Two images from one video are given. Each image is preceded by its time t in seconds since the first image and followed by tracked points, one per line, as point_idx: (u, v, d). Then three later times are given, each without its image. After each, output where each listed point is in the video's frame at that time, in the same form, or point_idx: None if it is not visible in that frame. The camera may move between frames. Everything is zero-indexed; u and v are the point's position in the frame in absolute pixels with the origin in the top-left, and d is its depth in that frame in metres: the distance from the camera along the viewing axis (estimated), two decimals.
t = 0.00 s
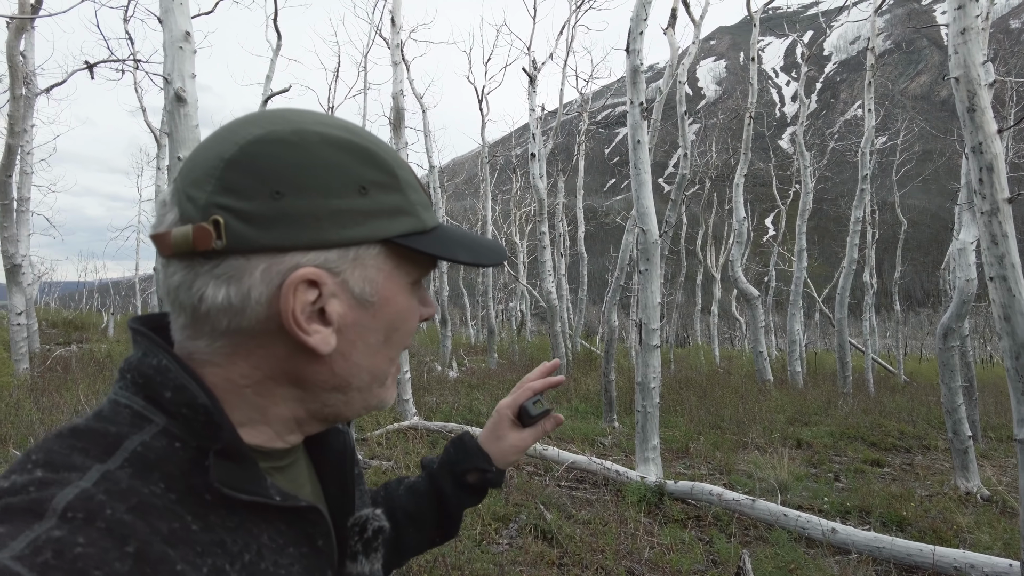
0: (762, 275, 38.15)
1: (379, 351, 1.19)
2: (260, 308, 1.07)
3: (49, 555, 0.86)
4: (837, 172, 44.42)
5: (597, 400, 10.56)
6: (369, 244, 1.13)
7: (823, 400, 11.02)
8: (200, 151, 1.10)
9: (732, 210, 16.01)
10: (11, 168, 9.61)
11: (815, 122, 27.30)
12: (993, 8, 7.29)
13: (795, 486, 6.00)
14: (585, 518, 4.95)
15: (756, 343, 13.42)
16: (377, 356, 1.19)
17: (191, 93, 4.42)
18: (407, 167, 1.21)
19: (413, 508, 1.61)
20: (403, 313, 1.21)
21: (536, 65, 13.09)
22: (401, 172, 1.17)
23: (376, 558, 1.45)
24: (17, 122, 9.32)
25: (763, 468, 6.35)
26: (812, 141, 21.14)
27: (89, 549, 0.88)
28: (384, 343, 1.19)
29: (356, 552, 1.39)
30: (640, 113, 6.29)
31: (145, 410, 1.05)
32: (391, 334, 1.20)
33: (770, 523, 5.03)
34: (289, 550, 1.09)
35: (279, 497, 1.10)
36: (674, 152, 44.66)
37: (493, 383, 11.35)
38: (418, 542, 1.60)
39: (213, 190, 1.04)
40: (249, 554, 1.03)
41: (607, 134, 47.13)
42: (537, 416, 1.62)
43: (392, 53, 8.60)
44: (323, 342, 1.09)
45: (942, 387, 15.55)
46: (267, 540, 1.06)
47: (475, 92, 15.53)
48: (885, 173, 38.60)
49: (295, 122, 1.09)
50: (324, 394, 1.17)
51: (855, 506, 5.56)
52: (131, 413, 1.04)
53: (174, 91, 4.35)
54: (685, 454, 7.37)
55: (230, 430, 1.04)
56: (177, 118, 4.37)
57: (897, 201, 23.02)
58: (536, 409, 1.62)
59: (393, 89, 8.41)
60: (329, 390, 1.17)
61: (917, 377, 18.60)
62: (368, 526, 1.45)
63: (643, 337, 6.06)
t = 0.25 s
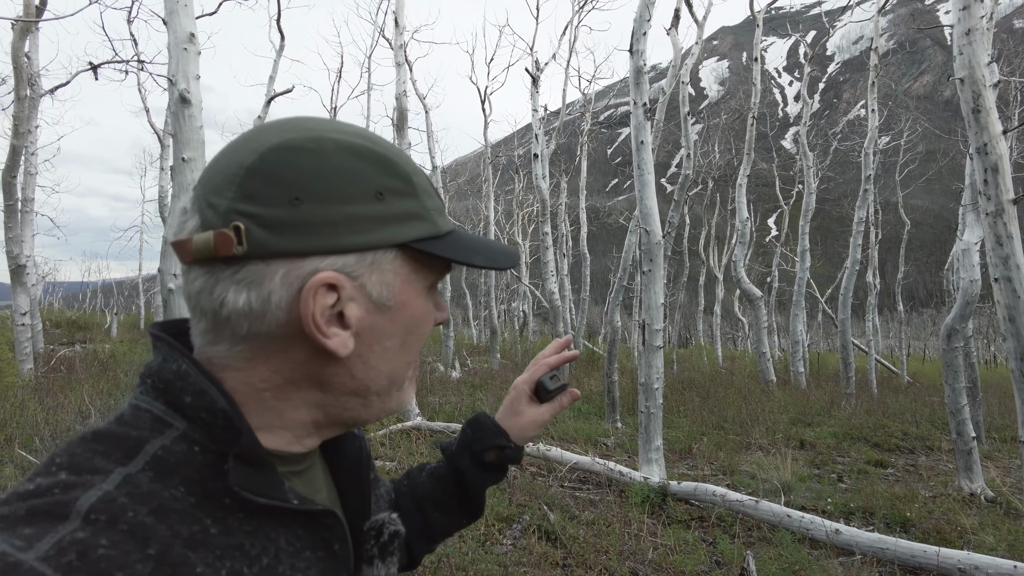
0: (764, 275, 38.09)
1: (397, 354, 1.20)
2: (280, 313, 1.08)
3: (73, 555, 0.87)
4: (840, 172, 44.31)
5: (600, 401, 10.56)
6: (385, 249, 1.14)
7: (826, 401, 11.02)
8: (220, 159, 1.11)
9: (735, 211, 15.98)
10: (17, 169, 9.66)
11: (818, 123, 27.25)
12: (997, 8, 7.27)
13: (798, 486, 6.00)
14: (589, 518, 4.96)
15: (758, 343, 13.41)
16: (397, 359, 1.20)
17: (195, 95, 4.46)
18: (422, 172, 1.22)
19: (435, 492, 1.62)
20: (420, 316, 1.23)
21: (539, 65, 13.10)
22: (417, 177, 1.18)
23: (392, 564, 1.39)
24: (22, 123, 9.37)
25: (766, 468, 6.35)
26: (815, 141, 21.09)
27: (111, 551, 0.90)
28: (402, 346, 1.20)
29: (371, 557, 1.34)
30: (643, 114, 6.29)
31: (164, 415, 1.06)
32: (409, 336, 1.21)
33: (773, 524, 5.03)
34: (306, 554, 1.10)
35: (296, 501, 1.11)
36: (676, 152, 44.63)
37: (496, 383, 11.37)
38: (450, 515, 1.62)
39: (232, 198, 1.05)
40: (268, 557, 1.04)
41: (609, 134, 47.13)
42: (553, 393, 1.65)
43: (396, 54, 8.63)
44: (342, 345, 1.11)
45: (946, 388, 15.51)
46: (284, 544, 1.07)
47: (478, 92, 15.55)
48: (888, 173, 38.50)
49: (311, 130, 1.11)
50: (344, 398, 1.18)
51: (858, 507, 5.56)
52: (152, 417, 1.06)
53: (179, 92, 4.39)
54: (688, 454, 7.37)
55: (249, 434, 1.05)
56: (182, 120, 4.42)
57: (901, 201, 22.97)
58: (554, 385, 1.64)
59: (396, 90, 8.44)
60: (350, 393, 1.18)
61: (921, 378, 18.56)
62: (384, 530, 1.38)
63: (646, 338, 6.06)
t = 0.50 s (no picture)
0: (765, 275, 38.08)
1: (404, 356, 1.19)
2: (284, 313, 1.08)
3: (96, 557, 0.87)
4: (841, 172, 44.31)
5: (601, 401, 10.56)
6: (389, 249, 1.14)
7: (826, 401, 11.01)
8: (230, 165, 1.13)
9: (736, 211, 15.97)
10: (17, 170, 9.67)
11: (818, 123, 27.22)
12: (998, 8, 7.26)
13: (799, 487, 6.01)
14: (590, 519, 4.96)
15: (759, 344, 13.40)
16: (404, 361, 1.20)
17: (197, 95, 4.48)
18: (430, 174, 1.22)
19: (446, 500, 1.60)
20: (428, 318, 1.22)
21: (540, 65, 13.11)
22: (422, 178, 1.18)
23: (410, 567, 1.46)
24: (23, 124, 9.38)
25: (767, 469, 6.35)
26: (816, 141, 21.09)
27: (134, 550, 0.90)
28: (409, 347, 1.19)
29: (390, 563, 1.40)
30: (644, 114, 6.29)
31: (186, 420, 1.07)
32: (415, 339, 1.20)
33: (775, 525, 5.04)
34: (325, 560, 1.09)
35: (315, 506, 1.10)
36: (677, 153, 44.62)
37: (496, 383, 11.37)
38: (462, 527, 1.57)
39: (240, 201, 1.07)
40: (285, 562, 1.03)
41: (610, 134, 47.15)
42: (581, 418, 1.62)
43: (397, 55, 8.64)
44: (346, 345, 1.11)
45: (946, 388, 15.49)
46: (303, 549, 1.06)
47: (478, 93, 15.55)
48: (889, 174, 38.48)
49: (317, 134, 1.12)
50: (353, 400, 1.18)
51: (860, 508, 5.56)
52: (174, 422, 1.07)
53: (181, 93, 4.41)
54: (689, 455, 7.37)
55: (267, 436, 1.06)
56: (183, 120, 4.43)
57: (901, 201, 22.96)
58: (585, 411, 1.61)
59: (397, 90, 8.45)
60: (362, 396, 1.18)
61: (922, 378, 18.54)
62: (403, 536, 1.43)
63: (648, 339, 6.07)
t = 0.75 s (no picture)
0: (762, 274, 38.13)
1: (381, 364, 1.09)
2: (265, 306, 1.10)
3: (137, 555, 0.89)
4: (838, 170, 44.40)
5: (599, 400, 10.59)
6: (360, 245, 1.07)
7: (824, 399, 11.05)
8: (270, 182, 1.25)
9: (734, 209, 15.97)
10: (15, 168, 9.63)
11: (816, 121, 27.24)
12: (997, 8, 7.28)
13: (798, 486, 6.03)
14: (590, 518, 4.99)
15: (756, 342, 13.42)
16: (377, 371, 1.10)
17: (196, 94, 4.46)
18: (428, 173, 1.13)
19: (476, 509, 1.57)
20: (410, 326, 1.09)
21: (538, 64, 13.10)
22: (408, 174, 1.10)
23: None
24: (20, 121, 9.35)
25: (766, 468, 6.37)
26: (813, 140, 21.14)
27: (172, 551, 0.91)
28: (390, 355, 1.09)
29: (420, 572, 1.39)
30: (644, 113, 6.29)
31: (222, 426, 1.08)
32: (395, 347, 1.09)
33: (774, 524, 5.06)
34: (354, 567, 1.10)
35: (345, 513, 1.11)
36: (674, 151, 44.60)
37: (494, 381, 11.38)
38: (492, 539, 1.53)
39: (250, 204, 1.16)
40: (315, 568, 1.04)
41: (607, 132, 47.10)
42: (579, 412, 1.51)
43: (395, 54, 8.64)
44: (312, 341, 1.06)
45: (942, 386, 15.56)
46: (333, 556, 1.07)
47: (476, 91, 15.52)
48: (886, 172, 38.54)
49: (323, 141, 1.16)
50: (336, 406, 1.12)
51: (859, 506, 5.59)
52: (211, 428, 1.08)
53: (180, 92, 4.39)
54: (688, 454, 7.40)
55: (300, 444, 1.06)
56: (183, 119, 4.42)
57: (899, 200, 23.00)
58: (576, 404, 1.50)
59: (395, 89, 8.46)
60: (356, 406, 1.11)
61: (918, 377, 18.62)
62: (431, 546, 1.43)
63: (647, 338, 6.09)
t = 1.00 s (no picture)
0: (754, 272, 38.32)
1: (300, 346, 1.09)
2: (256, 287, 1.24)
3: (139, 522, 0.90)
4: (829, 169, 44.65)
5: (593, 398, 10.61)
6: (294, 228, 1.13)
7: (816, 397, 11.12)
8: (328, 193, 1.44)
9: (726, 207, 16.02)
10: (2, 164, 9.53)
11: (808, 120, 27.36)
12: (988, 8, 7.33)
13: (790, 483, 6.07)
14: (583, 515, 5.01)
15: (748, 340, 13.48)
16: (297, 353, 1.10)
17: (188, 90, 4.42)
18: (365, 160, 1.11)
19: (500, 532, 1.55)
20: (322, 313, 1.07)
21: (532, 62, 13.08)
22: (350, 162, 1.11)
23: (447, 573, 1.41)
24: (7, 116, 9.25)
25: (759, 465, 6.41)
26: (806, 139, 21.24)
27: (173, 520, 0.93)
28: (301, 340, 1.09)
29: (424, 565, 1.37)
30: (638, 111, 6.29)
31: (232, 410, 1.11)
32: (308, 331, 1.08)
33: (767, 520, 5.09)
34: (354, 554, 1.12)
35: (345, 499, 1.13)
36: (667, 149, 44.71)
37: (488, 379, 11.39)
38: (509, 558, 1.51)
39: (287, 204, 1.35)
40: (314, 551, 1.05)
41: (601, 130, 47.14)
42: (610, 447, 1.50)
43: (388, 51, 8.61)
44: (261, 316, 1.16)
45: (932, 384, 15.70)
46: (333, 542, 1.09)
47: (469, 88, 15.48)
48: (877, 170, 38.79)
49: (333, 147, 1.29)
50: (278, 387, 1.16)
51: (850, 503, 5.64)
52: (222, 413, 1.11)
53: (171, 87, 4.34)
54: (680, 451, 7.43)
55: (302, 426, 1.08)
56: (174, 116, 4.38)
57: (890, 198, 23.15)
58: (605, 438, 1.50)
59: (389, 86, 8.43)
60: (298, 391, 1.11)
61: (908, 374, 18.78)
62: (437, 540, 1.40)
63: (640, 335, 6.11)
